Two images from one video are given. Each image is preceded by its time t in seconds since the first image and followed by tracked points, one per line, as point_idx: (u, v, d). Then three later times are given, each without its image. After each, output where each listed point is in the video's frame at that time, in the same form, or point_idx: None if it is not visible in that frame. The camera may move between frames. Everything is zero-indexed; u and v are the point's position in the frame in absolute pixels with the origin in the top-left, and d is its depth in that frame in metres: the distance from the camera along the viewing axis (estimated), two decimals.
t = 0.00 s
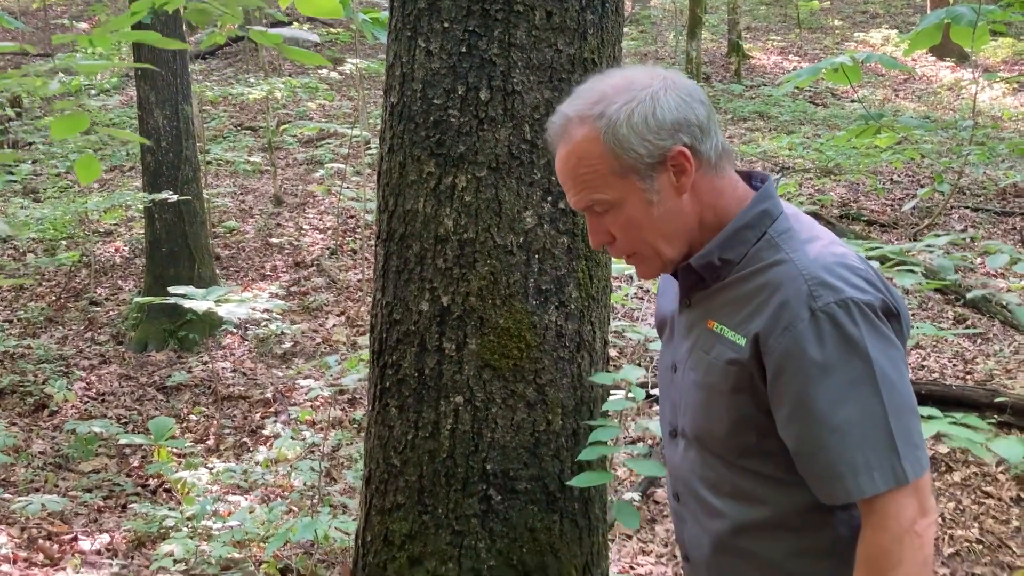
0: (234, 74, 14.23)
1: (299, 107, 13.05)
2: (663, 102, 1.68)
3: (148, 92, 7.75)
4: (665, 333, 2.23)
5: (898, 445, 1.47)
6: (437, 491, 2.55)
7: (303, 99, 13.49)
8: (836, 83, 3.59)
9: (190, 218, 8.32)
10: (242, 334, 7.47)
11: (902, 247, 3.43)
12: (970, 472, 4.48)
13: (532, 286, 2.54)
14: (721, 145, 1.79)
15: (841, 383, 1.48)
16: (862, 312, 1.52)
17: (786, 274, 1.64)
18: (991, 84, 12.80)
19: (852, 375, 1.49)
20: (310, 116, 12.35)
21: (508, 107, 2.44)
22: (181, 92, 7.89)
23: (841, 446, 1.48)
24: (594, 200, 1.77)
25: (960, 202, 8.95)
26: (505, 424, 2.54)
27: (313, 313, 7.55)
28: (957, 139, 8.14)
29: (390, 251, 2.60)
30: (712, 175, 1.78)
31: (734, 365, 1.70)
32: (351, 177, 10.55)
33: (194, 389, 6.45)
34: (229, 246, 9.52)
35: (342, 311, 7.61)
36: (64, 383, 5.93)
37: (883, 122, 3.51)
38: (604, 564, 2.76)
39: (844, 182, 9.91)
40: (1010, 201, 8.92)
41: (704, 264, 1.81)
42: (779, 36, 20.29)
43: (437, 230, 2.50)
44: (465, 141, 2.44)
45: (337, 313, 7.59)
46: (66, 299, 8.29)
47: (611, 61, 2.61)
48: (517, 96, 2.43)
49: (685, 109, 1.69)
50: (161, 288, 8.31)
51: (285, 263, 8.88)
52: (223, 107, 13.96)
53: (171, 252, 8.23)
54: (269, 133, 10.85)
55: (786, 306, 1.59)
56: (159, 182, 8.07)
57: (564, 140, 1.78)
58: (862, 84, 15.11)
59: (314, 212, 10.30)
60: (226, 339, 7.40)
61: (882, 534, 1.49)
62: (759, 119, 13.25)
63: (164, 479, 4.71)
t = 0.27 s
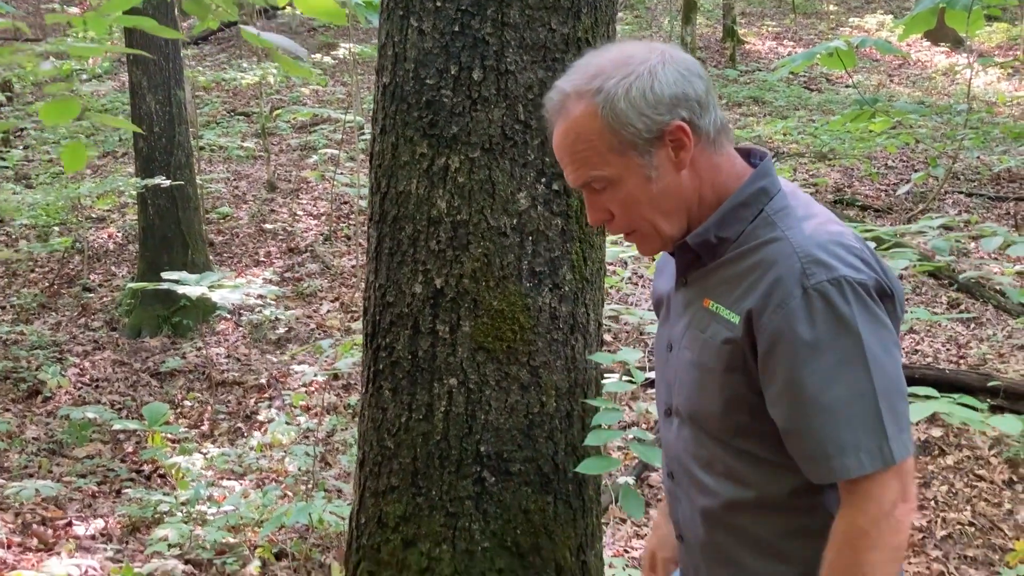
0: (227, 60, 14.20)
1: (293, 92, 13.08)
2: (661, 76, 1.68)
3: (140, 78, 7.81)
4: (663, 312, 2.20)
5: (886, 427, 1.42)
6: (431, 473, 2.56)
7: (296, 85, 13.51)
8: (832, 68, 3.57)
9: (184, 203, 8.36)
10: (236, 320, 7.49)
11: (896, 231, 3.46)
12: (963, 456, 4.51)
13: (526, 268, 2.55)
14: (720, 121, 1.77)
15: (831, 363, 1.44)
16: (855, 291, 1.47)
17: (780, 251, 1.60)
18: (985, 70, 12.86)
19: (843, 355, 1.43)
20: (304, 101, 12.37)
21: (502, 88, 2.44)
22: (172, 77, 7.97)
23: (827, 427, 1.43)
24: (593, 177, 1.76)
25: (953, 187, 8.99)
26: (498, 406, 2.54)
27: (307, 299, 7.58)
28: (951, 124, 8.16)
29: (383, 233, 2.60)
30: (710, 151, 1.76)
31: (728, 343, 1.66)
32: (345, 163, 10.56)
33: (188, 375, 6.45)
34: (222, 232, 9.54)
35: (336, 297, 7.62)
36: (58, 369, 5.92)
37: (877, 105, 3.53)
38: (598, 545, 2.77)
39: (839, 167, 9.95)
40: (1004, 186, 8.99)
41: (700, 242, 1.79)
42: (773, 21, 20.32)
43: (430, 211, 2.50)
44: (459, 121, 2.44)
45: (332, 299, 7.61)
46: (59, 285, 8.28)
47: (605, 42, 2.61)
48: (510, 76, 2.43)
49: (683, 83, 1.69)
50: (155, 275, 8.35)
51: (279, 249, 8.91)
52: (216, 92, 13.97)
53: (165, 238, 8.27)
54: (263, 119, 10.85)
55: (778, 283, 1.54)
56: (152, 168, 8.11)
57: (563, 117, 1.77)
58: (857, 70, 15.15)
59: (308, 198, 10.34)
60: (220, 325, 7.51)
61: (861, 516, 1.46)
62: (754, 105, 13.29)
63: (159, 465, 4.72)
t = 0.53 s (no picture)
0: (220, 46, 14.18)
1: (286, 78, 13.08)
2: (665, 53, 1.65)
3: (131, 62, 7.90)
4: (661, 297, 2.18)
5: (886, 408, 1.39)
6: (425, 457, 2.56)
7: (289, 71, 13.50)
8: (826, 53, 3.59)
9: (176, 189, 8.38)
10: (230, 307, 7.50)
11: (892, 216, 3.49)
12: (956, 440, 4.54)
13: (520, 252, 2.55)
14: (722, 100, 1.74)
15: (832, 341, 1.40)
16: (857, 270, 1.44)
17: (782, 230, 1.57)
18: (979, 56, 12.91)
19: (844, 334, 1.40)
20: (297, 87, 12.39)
21: (495, 70, 2.45)
22: (163, 62, 8.05)
23: (826, 406, 1.40)
24: (593, 154, 1.73)
25: (947, 173, 9.03)
26: (493, 390, 2.54)
27: (301, 285, 7.61)
28: (946, 110, 8.19)
29: (376, 217, 2.60)
30: (712, 129, 1.74)
31: (728, 323, 1.63)
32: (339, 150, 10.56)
33: (182, 361, 6.46)
34: (215, 218, 9.54)
35: (331, 283, 7.63)
36: (51, 355, 5.92)
37: (872, 89, 3.55)
38: (592, 529, 2.78)
39: (834, 152, 10.00)
40: (998, 171, 9.05)
41: (699, 222, 1.77)
42: (768, 6, 20.34)
43: (423, 194, 2.50)
44: (452, 104, 2.44)
45: (326, 285, 7.65)
46: (52, 272, 8.29)
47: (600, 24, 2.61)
48: (504, 58, 2.43)
49: (687, 60, 1.66)
50: (148, 260, 8.37)
51: (273, 235, 8.94)
52: (209, 79, 14.00)
53: (157, 224, 8.29)
54: (256, 105, 10.85)
55: (779, 260, 1.51)
56: (145, 154, 8.18)
57: (565, 92, 1.74)
58: (852, 55, 15.18)
59: (301, 184, 10.38)
60: (213, 312, 7.41)
61: (851, 495, 1.41)
62: (749, 90, 13.32)
63: (153, 451, 4.73)
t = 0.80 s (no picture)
0: (211, 29, 14.17)
1: (279, 63, 13.10)
2: (681, 5, 1.68)
3: (123, 47, 8.05)
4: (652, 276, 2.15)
5: (884, 381, 1.38)
6: (418, 439, 2.56)
7: (282, 56, 13.55)
8: (820, 37, 3.61)
9: (167, 174, 8.44)
10: (222, 293, 7.54)
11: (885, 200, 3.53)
12: (949, 423, 4.61)
13: (513, 233, 2.55)
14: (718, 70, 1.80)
15: (829, 316, 1.39)
16: (852, 244, 1.42)
17: (775, 206, 1.55)
18: (972, 40, 12.99)
19: (841, 309, 1.39)
20: (289, 72, 12.44)
21: (487, 50, 2.46)
22: (154, 47, 8.15)
23: (826, 382, 1.38)
24: (616, 99, 1.65)
25: (940, 157, 9.12)
26: (486, 371, 2.54)
27: (294, 271, 7.69)
28: (939, 94, 8.26)
29: (367, 197, 2.59)
30: (715, 92, 1.77)
31: (722, 300, 1.60)
32: (332, 135, 10.59)
33: (175, 347, 6.50)
34: (207, 204, 9.58)
35: (324, 269, 7.72)
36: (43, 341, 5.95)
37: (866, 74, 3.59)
38: (585, 510, 2.80)
39: (827, 137, 10.08)
40: (990, 155, 9.15)
41: (692, 202, 1.75)
42: None
43: (415, 174, 2.50)
44: (444, 84, 2.44)
45: (318, 271, 7.72)
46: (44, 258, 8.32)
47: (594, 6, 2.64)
48: (496, 38, 2.44)
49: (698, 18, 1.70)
50: (140, 245, 8.44)
51: (265, 221, 9.03)
52: (201, 63, 14.09)
53: (149, 210, 8.35)
54: (249, 90, 10.88)
55: (774, 236, 1.49)
56: (136, 139, 8.24)
57: (582, 39, 1.67)
58: (845, 40, 15.24)
59: (293, 169, 10.47)
60: (206, 297, 7.56)
61: (860, 472, 1.41)
62: (743, 74, 13.38)
63: (145, 437, 4.79)
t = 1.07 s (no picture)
0: (202, 16, 14.13)
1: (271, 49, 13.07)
2: None
3: (112, 32, 8.04)
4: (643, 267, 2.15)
5: (886, 344, 1.36)
6: (410, 424, 2.56)
7: (273, 42, 13.54)
8: (814, 24, 3.58)
9: (159, 161, 8.44)
10: (215, 280, 7.55)
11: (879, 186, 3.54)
12: (940, 409, 4.66)
13: (505, 218, 2.54)
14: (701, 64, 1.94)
15: (828, 281, 1.38)
16: (846, 211, 1.42)
17: (768, 177, 1.55)
18: (966, 26, 13.02)
19: (839, 274, 1.38)
20: (281, 59, 12.44)
21: (478, 33, 2.45)
22: (145, 32, 8.16)
23: (827, 347, 1.37)
24: (631, 61, 1.70)
25: (933, 144, 9.16)
26: (478, 356, 2.54)
27: (286, 258, 7.71)
28: (933, 81, 8.30)
29: (358, 182, 2.59)
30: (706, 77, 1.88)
31: (720, 276, 1.60)
32: (325, 122, 10.59)
33: (167, 334, 6.51)
34: (199, 191, 9.58)
35: (316, 257, 7.75)
36: (34, 329, 5.94)
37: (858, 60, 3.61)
38: (577, 495, 2.81)
39: (820, 123, 10.11)
40: (984, 141, 9.20)
41: (682, 181, 1.75)
42: None
43: (406, 159, 2.49)
44: (434, 67, 2.44)
45: (311, 258, 7.75)
46: (34, 246, 8.32)
47: None
48: (487, 21, 2.44)
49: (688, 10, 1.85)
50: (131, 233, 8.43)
51: (257, 208, 9.02)
52: (192, 49, 14.08)
53: (140, 197, 8.34)
54: (241, 77, 10.87)
55: (770, 206, 1.49)
56: (127, 125, 8.26)
57: None
58: (839, 26, 15.24)
59: (285, 156, 10.49)
60: (199, 285, 7.53)
61: (865, 437, 1.38)
62: (736, 61, 13.39)
63: (138, 424, 4.82)
